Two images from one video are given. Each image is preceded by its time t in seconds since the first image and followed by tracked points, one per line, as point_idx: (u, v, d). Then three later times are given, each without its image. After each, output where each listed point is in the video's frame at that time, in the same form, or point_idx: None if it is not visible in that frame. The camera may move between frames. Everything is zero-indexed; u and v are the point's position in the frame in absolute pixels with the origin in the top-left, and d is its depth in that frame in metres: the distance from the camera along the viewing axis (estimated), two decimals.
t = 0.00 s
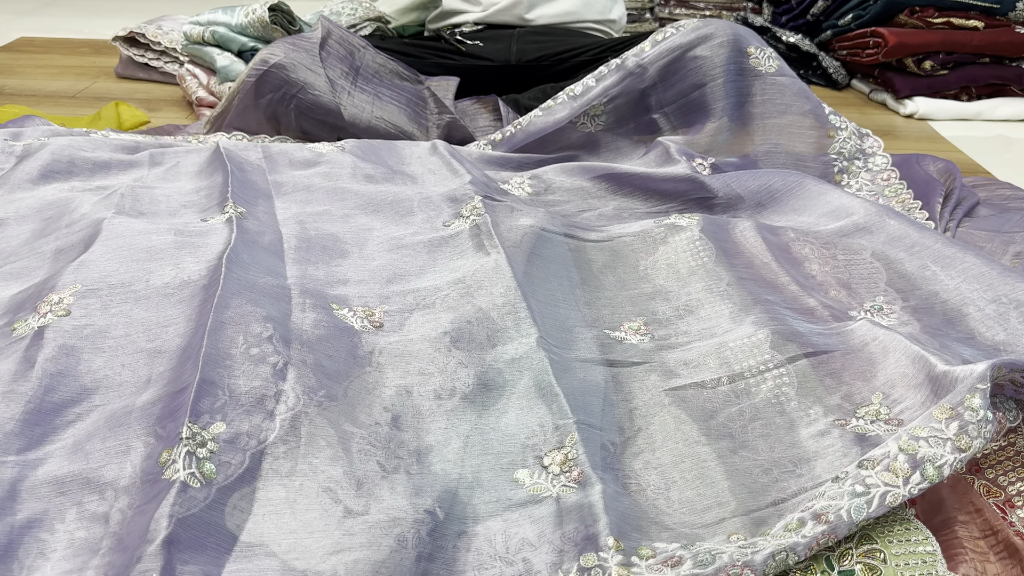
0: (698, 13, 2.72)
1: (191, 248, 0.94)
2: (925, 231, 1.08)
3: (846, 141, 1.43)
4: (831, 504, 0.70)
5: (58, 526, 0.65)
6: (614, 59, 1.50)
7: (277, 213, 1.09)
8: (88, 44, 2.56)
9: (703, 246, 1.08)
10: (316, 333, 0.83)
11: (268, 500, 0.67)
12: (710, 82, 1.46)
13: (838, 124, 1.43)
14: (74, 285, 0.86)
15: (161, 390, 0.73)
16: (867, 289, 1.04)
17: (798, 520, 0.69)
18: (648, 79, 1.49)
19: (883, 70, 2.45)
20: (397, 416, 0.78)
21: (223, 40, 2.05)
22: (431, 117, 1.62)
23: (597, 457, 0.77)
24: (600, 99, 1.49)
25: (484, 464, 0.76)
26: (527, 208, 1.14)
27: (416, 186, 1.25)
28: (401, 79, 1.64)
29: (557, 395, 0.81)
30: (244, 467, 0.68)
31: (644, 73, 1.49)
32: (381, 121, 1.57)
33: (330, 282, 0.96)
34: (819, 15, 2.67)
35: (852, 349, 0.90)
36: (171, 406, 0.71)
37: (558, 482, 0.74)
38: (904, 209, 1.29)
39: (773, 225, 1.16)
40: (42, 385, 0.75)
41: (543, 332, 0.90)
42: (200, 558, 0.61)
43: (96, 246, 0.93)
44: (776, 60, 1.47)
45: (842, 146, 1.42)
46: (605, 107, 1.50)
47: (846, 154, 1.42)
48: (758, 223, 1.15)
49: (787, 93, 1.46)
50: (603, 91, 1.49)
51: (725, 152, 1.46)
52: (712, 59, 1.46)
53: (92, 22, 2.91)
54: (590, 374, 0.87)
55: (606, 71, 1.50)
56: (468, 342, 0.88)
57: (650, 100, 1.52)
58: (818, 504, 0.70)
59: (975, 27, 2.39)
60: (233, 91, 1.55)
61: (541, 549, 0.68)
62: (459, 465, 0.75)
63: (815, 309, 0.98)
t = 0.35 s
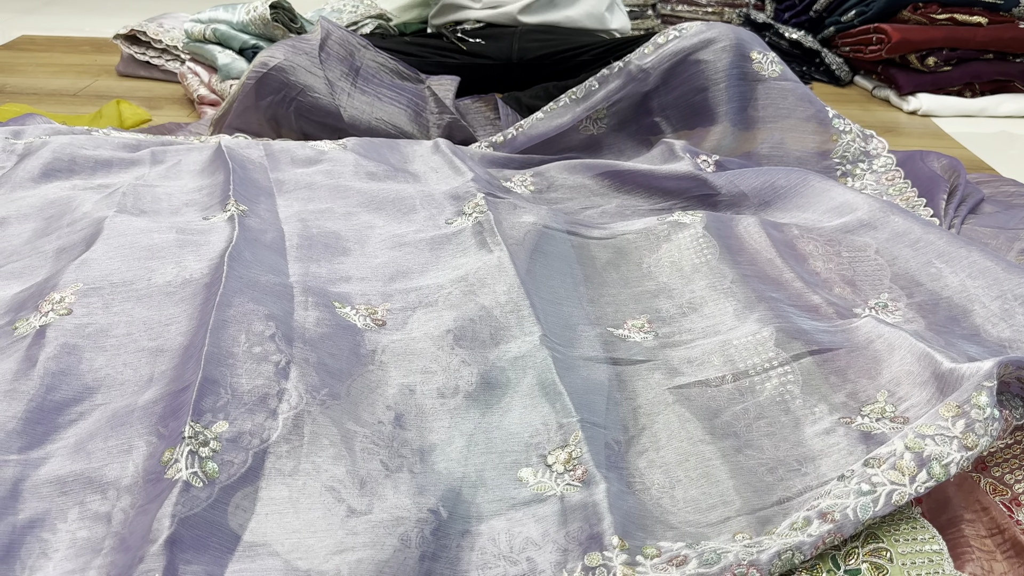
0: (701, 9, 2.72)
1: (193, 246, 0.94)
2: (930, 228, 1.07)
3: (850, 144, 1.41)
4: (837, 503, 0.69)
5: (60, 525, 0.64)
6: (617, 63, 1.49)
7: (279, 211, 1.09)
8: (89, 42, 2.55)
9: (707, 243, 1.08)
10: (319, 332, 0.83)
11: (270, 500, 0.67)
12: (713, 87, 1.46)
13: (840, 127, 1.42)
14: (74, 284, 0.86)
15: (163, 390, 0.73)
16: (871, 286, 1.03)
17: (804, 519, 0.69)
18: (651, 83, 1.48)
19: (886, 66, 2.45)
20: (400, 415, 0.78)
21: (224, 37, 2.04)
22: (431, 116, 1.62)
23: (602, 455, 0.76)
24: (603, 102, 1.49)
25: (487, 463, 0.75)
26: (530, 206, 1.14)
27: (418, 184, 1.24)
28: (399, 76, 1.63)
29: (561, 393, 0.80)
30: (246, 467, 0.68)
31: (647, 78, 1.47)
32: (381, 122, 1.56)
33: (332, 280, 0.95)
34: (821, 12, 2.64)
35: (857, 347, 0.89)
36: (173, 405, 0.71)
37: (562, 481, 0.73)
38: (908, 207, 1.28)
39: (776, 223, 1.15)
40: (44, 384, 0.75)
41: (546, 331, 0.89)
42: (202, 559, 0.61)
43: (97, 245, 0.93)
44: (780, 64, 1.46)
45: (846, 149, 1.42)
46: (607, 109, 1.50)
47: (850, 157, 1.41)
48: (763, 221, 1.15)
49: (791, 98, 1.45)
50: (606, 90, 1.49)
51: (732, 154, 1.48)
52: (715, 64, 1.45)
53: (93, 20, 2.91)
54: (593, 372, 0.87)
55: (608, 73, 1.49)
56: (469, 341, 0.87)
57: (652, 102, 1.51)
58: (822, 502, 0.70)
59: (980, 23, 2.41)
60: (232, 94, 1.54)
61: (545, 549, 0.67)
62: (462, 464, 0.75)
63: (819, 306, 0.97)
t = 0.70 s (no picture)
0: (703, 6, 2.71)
1: (196, 245, 0.94)
2: (934, 226, 1.07)
3: (854, 142, 1.41)
4: (841, 501, 0.69)
5: (65, 523, 0.64)
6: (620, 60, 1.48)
7: (282, 209, 1.09)
8: (90, 41, 2.55)
9: (711, 241, 1.08)
10: (322, 330, 0.83)
11: (274, 499, 0.67)
12: (717, 85, 1.45)
13: (844, 126, 1.42)
14: (77, 283, 0.86)
15: (167, 389, 0.73)
16: (874, 284, 1.03)
17: (809, 517, 0.69)
18: (655, 81, 1.48)
19: (888, 63, 2.44)
20: (403, 413, 0.78)
21: (225, 36, 2.04)
22: (433, 116, 1.62)
23: (606, 452, 0.76)
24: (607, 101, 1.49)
25: (491, 461, 0.75)
26: (532, 205, 1.14)
27: (421, 182, 1.24)
28: (400, 75, 1.62)
29: (565, 391, 0.80)
30: (250, 465, 0.68)
31: (651, 76, 1.47)
32: (384, 124, 1.57)
33: (335, 278, 0.95)
34: (823, 9, 2.62)
35: (861, 345, 0.89)
36: (177, 404, 0.71)
37: (565, 479, 0.73)
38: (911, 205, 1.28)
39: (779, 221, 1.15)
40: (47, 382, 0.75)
41: (550, 329, 0.89)
42: (206, 557, 0.61)
43: (100, 243, 0.93)
44: (785, 62, 1.46)
45: (850, 147, 1.41)
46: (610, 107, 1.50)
47: (853, 156, 1.41)
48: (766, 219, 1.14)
49: (795, 95, 1.44)
50: (608, 88, 1.49)
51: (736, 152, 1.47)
52: (720, 62, 1.44)
53: (93, 18, 2.91)
54: (597, 371, 0.87)
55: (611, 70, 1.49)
56: (473, 339, 0.87)
57: (654, 101, 1.51)
58: (827, 500, 0.70)
59: (981, 20, 2.39)
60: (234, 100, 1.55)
61: (550, 546, 0.67)
62: (466, 462, 0.74)
63: (823, 303, 0.97)
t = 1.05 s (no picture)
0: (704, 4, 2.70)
1: (197, 243, 0.94)
2: (935, 224, 1.07)
3: (853, 141, 1.41)
4: (842, 497, 0.69)
5: (66, 521, 0.64)
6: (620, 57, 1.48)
7: (283, 207, 1.09)
8: (91, 39, 2.55)
9: (711, 239, 1.08)
10: (323, 328, 0.83)
11: (275, 496, 0.67)
12: (718, 83, 1.45)
13: (844, 123, 1.42)
14: (77, 280, 0.86)
15: (168, 387, 0.73)
16: (875, 280, 1.03)
17: (809, 515, 0.69)
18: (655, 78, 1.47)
19: (889, 60, 2.43)
20: (404, 410, 0.78)
21: (226, 34, 2.04)
22: (433, 114, 1.60)
23: (606, 450, 0.76)
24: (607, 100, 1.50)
25: (492, 459, 0.75)
26: (533, 203, 1.14)
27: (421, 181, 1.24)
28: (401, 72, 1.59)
29: (565, 388, 0.80)
30: (251, 463, 0.68)
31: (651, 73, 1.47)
32: (382, 123, 1.57)
33: (336, 276, 0.95)
34: (824, 6, 2.62)
35: (862, 342, 0.89)
36: (177, 401, 0.71)
37: (566, 477, 0.73)
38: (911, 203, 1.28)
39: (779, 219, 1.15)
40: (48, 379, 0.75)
41: (550, 326, 0.89)
42: (207, 555, 0.61)
43: (101, 240, 0.93)
44: (785, 61, 1.46)
45: (849, 145, 1.41)
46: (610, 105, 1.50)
47: (852, 155, 1.41)
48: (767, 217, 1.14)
49: (796, 92, 1.44)
50: (609, 87, 1.49)
51: (733, 150, 1.47)
52: (721, 59, 1.44)
53: (93, 17, 2.90)
54: (598, 368, 0.87)
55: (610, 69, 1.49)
56: (474, 337, 0.87)
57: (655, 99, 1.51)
58: (827, 497, 0.70)
59: (982, 17, 2.37)
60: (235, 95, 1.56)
61: (550, 544, 0.67)
62: (466, 460, 0.74)
63: (824, 301, 0.97)
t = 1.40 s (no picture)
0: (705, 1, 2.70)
1: (197, 241, 0.94)
2: (937, 222, 1.06)
3: (856, 139, 1.40)
4: (845, 495, 0.69)
5: (67, 520, 0.64)
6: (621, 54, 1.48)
7: (284, 205, 1.09)
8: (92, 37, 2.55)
9: (712, 236, 1.07)
10: (324, 327, 0.83)
11: (276, 494, 0.67)
12: (719, 80, 1.45)
13: (847, 121, 1.41)
14: (77, 279, 0.85)
15: (169, 385, 0.73)
16: (878, 278, 1.03)
17: (812, 513, 0.69)
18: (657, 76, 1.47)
19: (890, 57, 2.43)
20: (405, 409, 0.78)
21: (226, 32, 2.03)
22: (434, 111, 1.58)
23: (608, 447, 0.76)
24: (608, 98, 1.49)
25: (493, 456, 0.75)
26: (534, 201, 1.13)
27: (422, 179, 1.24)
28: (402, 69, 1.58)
29: (567, 386, 0.80)
30: (251, 462, 0.68)
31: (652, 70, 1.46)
32: (382, 121, 1.56)
33: (337, 274, 0.95)
34: (826, 3, 2.63)
35: (864, 340, 0.89)
36: (178, 400, 0.70)
37: (567, 475, 0.73)
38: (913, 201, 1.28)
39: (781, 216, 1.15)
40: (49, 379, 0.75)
41: (551, 323, 0.89)
42: (208, 553, 0.60)
43: (101, 239, 0.92)
44: (786, 58, 1.45)
45: (851, 144, 1.40)
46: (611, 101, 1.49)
47: (855, 152, 1.40)
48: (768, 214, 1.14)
49: (798, 89, 1.44)
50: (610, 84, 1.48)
51: (734, 146, 1.47)
52: (722, 57, 1.44)
53: (93, 15, 2.90)
54: (599, 367, 0.87)
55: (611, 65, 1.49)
56: (475, 334, 0.87)
57: (656, 96, 1.50)
58: (830, 495, 0.70)
59: (985, 14, 2.37)
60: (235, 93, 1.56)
61: (551, 542, 0.67)
62: (467, 457, 0.74)
63: (826, 299, 0.97)
